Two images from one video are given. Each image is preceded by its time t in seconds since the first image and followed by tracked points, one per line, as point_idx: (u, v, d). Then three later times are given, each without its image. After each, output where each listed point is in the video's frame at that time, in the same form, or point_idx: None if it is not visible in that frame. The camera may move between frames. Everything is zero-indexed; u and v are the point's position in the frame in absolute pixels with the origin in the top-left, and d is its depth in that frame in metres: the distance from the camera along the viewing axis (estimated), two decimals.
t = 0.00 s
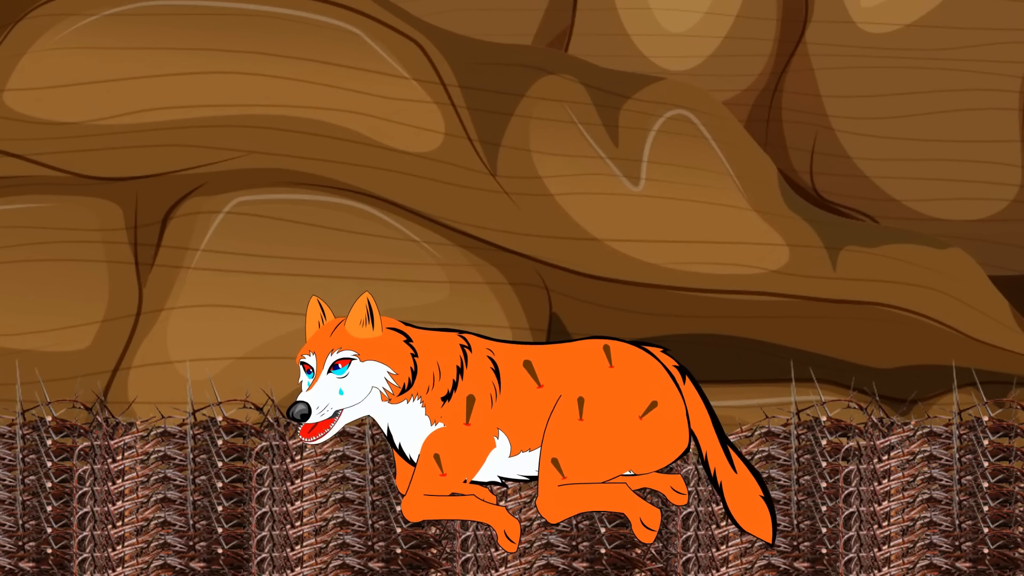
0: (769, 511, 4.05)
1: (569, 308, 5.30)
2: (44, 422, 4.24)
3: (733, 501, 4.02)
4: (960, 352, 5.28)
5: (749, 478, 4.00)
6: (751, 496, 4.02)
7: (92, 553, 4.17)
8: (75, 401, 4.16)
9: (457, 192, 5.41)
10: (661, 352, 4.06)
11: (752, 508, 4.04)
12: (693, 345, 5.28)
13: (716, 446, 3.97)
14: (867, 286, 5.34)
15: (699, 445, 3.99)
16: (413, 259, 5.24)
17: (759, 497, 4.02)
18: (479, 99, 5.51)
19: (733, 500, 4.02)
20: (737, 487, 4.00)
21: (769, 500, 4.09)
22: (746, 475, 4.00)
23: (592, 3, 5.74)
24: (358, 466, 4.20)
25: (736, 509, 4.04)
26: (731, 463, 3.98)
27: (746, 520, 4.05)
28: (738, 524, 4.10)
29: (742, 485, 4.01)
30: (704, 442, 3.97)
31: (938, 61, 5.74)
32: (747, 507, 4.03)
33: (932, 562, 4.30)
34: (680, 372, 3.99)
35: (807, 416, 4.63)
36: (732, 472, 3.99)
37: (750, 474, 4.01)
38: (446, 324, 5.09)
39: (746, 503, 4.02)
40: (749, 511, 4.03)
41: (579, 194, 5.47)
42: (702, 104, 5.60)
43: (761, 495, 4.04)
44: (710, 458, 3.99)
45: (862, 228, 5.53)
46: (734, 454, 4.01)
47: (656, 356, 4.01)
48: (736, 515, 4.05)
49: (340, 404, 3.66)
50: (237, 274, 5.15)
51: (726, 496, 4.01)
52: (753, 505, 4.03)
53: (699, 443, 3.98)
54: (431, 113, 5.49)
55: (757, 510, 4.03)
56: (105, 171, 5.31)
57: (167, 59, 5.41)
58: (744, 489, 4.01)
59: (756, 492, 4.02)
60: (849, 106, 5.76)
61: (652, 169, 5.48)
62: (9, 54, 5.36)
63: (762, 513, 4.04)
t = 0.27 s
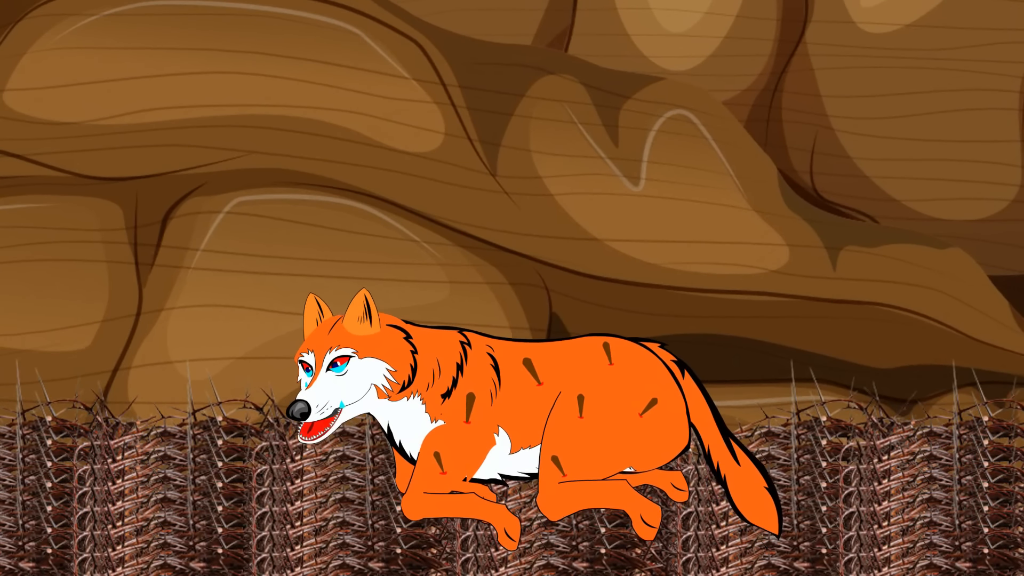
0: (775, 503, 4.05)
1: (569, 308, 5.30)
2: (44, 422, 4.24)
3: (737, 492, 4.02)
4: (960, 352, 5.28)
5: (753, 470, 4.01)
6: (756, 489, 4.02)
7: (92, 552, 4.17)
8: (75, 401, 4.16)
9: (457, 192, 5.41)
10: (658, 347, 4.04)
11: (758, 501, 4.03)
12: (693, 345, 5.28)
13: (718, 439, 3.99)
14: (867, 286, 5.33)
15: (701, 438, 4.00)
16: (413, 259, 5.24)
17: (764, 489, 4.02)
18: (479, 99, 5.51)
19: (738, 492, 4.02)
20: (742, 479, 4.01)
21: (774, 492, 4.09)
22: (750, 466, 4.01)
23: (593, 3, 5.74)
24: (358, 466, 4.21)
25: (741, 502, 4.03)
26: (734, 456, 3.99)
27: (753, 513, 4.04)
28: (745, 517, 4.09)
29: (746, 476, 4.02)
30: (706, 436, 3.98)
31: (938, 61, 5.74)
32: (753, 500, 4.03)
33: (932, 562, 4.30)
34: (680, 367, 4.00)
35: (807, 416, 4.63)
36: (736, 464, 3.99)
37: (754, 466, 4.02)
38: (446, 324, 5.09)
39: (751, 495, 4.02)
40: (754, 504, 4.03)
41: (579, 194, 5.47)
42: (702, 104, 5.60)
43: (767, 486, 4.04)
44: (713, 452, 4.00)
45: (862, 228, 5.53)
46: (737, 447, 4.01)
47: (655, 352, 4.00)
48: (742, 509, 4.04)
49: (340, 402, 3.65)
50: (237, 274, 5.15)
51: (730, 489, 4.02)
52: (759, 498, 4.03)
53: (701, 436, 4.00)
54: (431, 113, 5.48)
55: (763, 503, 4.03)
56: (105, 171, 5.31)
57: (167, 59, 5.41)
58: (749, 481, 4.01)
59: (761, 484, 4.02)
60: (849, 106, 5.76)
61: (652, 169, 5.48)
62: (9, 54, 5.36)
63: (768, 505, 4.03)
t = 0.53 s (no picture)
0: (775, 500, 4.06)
1: (569, 308, 5.30)
2: (44, 422, 4.24)
3: (737, 490, 4.03)
4: (960, 352, 5.28)
5: (752, 466, 4.02)
6: (756, 485, 4.02)
7: (91, 553, 4.17)
8: (75, 401, 4.16)
9: (457, 193, 5.41)
10: (656, 344, 4.05)
11: (758, 498, 4.03)
12: (693, 345, 5.28)
13: (717, 436, 3.99)
14: (867, 286, 5.34)
15: (700, 436, 4.00)
16: (413, 259, 5.24)
17: (764, 486, 4.02)
18: (479, 99, 5.51)
19: (738, 489, 4.02)
20: (742, 476, 4.01)
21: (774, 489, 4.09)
22: (749, 463, 4.02)
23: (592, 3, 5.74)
24: (358, 466, 4.21)
25: (741, 499, 4.04)
26: (734, 453, 3.99)
27: (753, 510, 4.05)
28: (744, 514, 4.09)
29: (746, 473, 4.02)
30: (706, 433, 3.99)
31: (938, 61, 5.74)
32: (753, 497, 4.03)
33: (932, 562, 4.30)
34: (679, 364, 4.01)
35: (807, 416, 4.63)
36: (736, 461, 4.00)
37: (753, 464, 4.03)
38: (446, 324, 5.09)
39: (751, 492, 4.02)
40: (754, 501, 4.03)
41: (578, 194, 5.47)
42: (702, 104, 5.60)
43: (766, 483, 4.05)
44: (712, 448, 4.00)
45: (862, 227, 5.53)
46: (737, 444, 4.02)
47: (653, 349, 4.00)
48: (742, 506, 4.04)
49: (340, 396, 3.65)
50: (236, 274, 5.15)
51: (730, 486, 4.02)
52: (759, 495, 4.03)
53: (701, 434, 4.00)
54: (431, 113, 5.49)
55: (763, 500, 4.03)
56: (105, 171, 5.31)
57: (167, 59, 5.41)
58: (749, 478, 4.02)
59: (761, 481, 4.02)
60: (849, 106, 5.76)
61: (652, 169, 5.48)
62: (8, 54, 5.35)
63: (768, 502, 4.04)
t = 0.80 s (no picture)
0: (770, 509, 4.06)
1: (569, 308, 5.30)
2: (44, 422, 4.25)
3: (733, 499, 4.03)
4: (960, 352, 5.28)
5: (748, 474, 4.02)
6: (751, 494, 4.03)
7: (91, 552, 4.17)
8: (75, 401, 4.16)
9: (457, 192, 5.41)
10: (659, 349, 4.06)
11: (752, 505, 4.05)
12: (693, 345, 5.28)
13: (715, 442, 3.99)
14: (867, 286, 5.34)
15: (699, 442, 4.00)
16: (412, 259, 5.24)
17: (759, 495, 4.03)
18: (479, 99, 5.51)
19: (733, 497, 4.03)
20: (737, 485, 4.01)
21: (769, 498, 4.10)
22: (745, 471, 4.02)
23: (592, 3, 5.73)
24: (358, 466, 4.21)
25: (735, 507, 4.05)
26: (730, 460, 4.00)
27: (746, 518, 4.06)
28: (737, 521, 4.11)
29: (742, 480, 4.03)
30: (704, 440, 3.98)
31: (938, 61, 5.74)
32: (746, 503, 4.04)
33: (932, 562, 4.30)
34: (680, 369, 4.01)
35: (807, 416, 4.63)
36: (732, 468, 4.00)
37: (749, 472, 4.03)
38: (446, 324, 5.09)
39: (746, 500, 4.03)
40: (748, 508, 4.05)
41: (578, 194, 5.47)
42: (702, 104, 5.60)
43: (761, 491, 4.05)
44: (709, 455, 4.00)
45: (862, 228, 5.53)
46: (733, 451, 4.03)
47: (655, 353, 4.01)
48: (735, 513, 4.06)
49: (340, 396, 3.65)
50: (236, 274, 5.15)
51: (725, 493, 4.02)
52: (753, 503, 4.05)
53: (699, 441, 3.99)
54: (431, 113, 5.49)
55: (757, 509, 4.04)
56: (105, 171, 5.30)
57: (167, 59, 5.41)
58: (744, 486, 4.02)
59: (757, 490, 4.03)
60: (849, 106, 5.76)
61: (652, 169, 5.48)
62: (8, 54, 5.35)
63: (762, 510, 4.05)
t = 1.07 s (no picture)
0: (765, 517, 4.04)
1: (569, 308, 5.30)
2: (44, 422, 4.25)
3: (728, 506, 4.02)
4: (961, 352, 5.28)
5: (744, 481, 4.02)
6: (746, 501, 4.01)
7: (92, 553, 4.17)
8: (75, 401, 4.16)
9: (456, 192, 5.41)
10: (661, 353, 4.07)
11: (746, 513, 4.02)
12: (693, 345, 5.28)
13: (714, 449, 3.98)
14: (867, 286, 5.34)
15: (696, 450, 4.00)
16: (412, 259, 5.24)
17: (755, 502, 4.01)
18: (479, 99, 5.51)
19: (728, 503, 4.01)
20: (733, 492, 4.01)
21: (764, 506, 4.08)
22: (742, 479, 4.02)
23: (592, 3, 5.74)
24: (358, 466, 4.21)
25: (730, 514, 4.03)
26: (727, 466, 3.99)
27: (741, 525, 4.04)
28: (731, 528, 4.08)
29: (737, 487, 4.02)
30: (702, 447, 3.98)
31: (937, 61, 5.74)
32: (742, 511, 4.02)
33: (932, 562, 4.31)
34: (680, 373, 3.99)
35: (807, 416, 4.63)
36: (729, 475, 4.00)
37: (745, 480, 4.02)
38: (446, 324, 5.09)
39: (741, 508, 4.01)
40: (743, 515, 4.02)
41: (578, 194, 5.47)
42: (702, 104, 5.60)
43: (756, 499, 4.03)
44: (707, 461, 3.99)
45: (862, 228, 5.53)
46: (731, 458, 4.03)
47: (657, 356, 4.02)
48: (730, 519, 4.03)
49: (340, 396, 3.65)
50: (236, 273, 5.15)
51: (721, 499, 4.01)
52: (748, 511, 4.02)
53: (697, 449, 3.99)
54: (431, 113, 5.49)
55: (751, 517, 4.02)
56: (105, 171, 5.31)
57: (167, 59, 5.41)
58: (740, 493, 4.01)
59: (751, 497, 4.01)
60: (849, 106, 5.76)
61: (651, 169, 5.48)
62: (8, 54, 5.36)
63: (756, 518, 4.02)
